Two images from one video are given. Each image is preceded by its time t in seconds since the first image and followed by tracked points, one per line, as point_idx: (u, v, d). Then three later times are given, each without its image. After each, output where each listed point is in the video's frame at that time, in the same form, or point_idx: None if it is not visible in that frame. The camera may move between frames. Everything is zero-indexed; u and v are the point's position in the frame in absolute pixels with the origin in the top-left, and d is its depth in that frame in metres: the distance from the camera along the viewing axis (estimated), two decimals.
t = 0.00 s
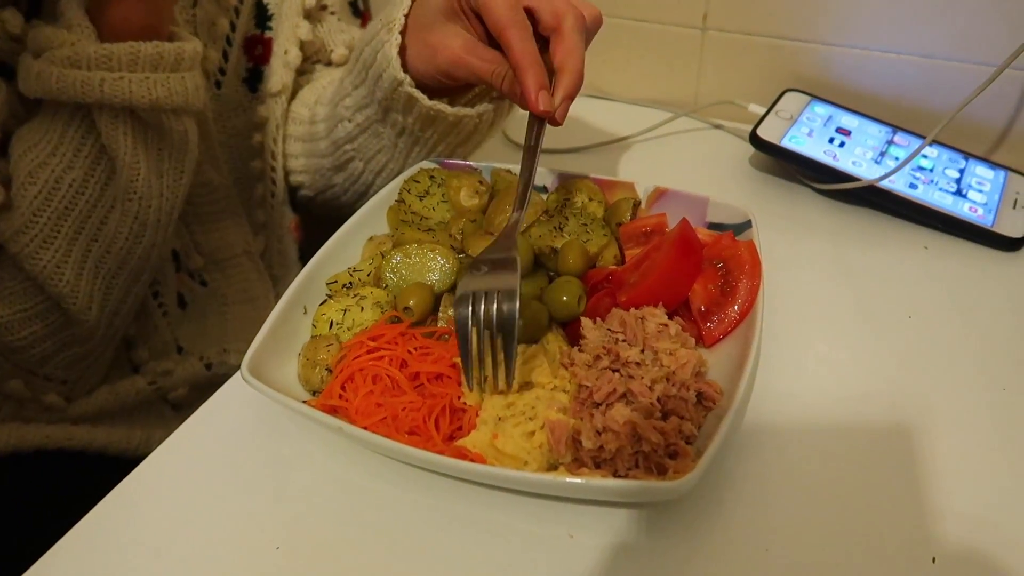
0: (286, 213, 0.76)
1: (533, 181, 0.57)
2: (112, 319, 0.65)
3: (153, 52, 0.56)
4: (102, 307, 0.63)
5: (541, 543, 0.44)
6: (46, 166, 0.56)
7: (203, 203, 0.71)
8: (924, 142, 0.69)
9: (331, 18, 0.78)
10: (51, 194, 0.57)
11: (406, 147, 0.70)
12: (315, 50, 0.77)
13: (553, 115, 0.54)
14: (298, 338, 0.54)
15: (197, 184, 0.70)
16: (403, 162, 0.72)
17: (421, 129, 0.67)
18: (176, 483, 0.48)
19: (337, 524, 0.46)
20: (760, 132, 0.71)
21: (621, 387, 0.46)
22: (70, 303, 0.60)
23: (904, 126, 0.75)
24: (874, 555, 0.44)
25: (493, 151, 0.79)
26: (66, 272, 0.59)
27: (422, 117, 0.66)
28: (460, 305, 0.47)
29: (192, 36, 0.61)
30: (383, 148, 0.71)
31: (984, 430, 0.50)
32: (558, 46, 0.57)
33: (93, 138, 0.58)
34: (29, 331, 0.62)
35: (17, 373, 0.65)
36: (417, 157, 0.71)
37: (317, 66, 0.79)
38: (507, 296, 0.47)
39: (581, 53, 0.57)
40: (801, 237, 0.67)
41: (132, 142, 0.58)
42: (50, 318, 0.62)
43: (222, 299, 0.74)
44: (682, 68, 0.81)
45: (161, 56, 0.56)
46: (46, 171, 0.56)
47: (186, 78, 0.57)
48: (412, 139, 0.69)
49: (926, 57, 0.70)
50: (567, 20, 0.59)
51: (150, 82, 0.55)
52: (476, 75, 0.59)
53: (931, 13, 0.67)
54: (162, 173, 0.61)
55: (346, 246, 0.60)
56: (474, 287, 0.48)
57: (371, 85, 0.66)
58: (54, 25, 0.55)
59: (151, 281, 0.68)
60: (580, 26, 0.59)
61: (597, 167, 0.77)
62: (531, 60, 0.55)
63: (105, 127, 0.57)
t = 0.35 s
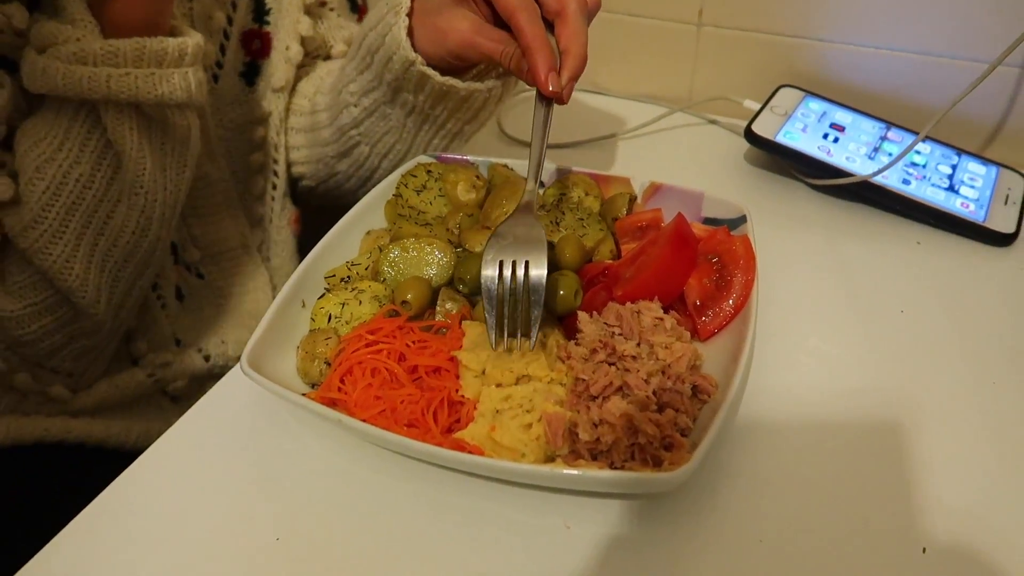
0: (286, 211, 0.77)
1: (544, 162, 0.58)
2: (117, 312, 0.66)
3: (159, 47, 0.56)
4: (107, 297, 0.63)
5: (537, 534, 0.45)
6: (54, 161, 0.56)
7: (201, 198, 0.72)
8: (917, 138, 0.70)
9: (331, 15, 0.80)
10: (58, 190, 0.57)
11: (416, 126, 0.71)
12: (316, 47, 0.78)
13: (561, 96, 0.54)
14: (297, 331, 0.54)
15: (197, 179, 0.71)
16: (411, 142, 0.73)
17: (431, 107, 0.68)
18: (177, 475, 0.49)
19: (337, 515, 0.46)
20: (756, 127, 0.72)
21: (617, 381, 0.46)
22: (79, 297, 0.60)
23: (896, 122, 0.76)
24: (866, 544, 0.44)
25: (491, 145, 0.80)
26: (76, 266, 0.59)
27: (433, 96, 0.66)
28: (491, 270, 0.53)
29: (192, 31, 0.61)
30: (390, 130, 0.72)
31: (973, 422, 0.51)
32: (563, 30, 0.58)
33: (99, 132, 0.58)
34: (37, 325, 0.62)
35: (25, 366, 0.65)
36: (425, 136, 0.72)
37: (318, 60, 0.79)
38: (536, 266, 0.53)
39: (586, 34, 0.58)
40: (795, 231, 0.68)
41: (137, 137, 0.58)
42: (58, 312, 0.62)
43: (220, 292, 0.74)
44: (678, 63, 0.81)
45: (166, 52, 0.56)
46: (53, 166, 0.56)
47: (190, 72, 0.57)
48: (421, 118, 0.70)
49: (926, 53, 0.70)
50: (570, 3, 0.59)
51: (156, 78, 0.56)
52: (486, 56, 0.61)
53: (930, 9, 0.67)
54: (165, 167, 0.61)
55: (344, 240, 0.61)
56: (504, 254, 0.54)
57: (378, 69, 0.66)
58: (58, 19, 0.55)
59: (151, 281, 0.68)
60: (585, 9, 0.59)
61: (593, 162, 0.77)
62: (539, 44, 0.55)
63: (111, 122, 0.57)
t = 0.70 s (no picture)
0: (284, 217, 0.76)
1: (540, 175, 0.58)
2: (119, 313, 0.65)
3: (165, 52, 0.55)
4: (111, 304, 0.63)
5: (540, 548, 0.45)
6: (58, 164, 0.56)
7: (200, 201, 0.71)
8: (919, 151, 0.70)
9: (334, 23, 0.79)
10: (62, 194, 0.56)
11: (415, 138, 0.70)
12: (319, 53, 0.77)
13: (560, 111, 0.54)
14: (301, 341, 0.54)
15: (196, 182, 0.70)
16: (410, 153, 0.72)
17: (431, 121, 0.68)
18: (180, 484, 0.48)
19: (340, 527, 0.46)
20: (758, 137, 0.72)
21: (623, 394, 0.46)
22: (82, 300, 0.60)
23: (899, 133, 0.76)
24: (870, 561, 0.44)
25: (492, 151, 0.80)
26: (78, 270, 0.59)
27: (433, 109, 0.66)
28: (488, 286, 0.53)
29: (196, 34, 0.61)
30: (389, 141, 0.72)
31: (974, 437, 0.51)
32: (562, 45, 0.58)
33: (103, 136, 0.57)
34: (40, 327, 0.62)
35: (27, 368, 0.64)
36: (424, 149, 0.72)
37: (319, 67, 0.79)
38: (530, 283, 0.53)
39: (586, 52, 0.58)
40: (796, 243, 0.68)
41: (142, 141, 0.58)
42: (60, 314, 0.62)
43: (217, 295, 0.74)
44: (680, 72, 0.81)
45: (173, 57, 0.56)
46: (57, 169, 0.56)
47: (196, 78, 0.57)
48: (421, 130, 0.70)
49: (919, 65, 0.71)
50: (571, 21, 0.59)
51: (162, 83, 0.55)
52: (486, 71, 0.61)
53: (926, 22, 0.68)
54: (169, 170, 0.61)
55: (348, 248, 0.61)
56: (499, 270, 0.54)
57: (380, 80, 0.66)
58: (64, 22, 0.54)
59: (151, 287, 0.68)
60: (586, 27, 0.59)
61: (594, 170, 0.77)
62: (539, 56, 0.55)
63: (117, 126, 0.56)
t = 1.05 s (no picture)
0: (277, 208, 0.75)
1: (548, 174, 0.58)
2: (115, 310, 0.64)
3: (178, 53, 0.55)
4: (110, 297, 0.62)
5: (530, 551, 0.45)
6: (65, 159, 0.55)
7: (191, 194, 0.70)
8: (916, 153, 0.70)
9: (331, 16, 0.78)
10: (68, 189, 0.55)
11: (414, 137, 0.69)
12: (314, 46, 0.76)
13: (567, 109, 0.54)
14: (290, 337, 0.53)
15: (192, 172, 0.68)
16: (407, 152, 0.71)
17: (432, 120, 0.67)
18: (167, 482, 0.48)
19: (327, 526, 0.46)
20: (756, 137, 0.71)
21: (616, 396, 0.46)
22: (82, 294, 0.59)
23: (899, 135, 0.75)
24: (862, 567, 0.44)
25: (487, 147, 0.79)
26: (81, 264, 0.58)
27: (434, 108, 0.65)
28: (504, 281, 0.53)
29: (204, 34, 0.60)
30: (387, 138, 0.70)
31: (968, 443, 0.51)
32: (569, 44, 0.57)
33: (113, 134, 0.56)
34: (37, 318, 0.61)
35: (20, 360, 0.64)
36: (423, 148, 0.70)
37: (315, 61, 0.77)
38: (546, 279, 0.52)
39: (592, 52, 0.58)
40: (791, 244, 0.68)
41: (152, 140, 0.57)
42: (57, 307, 0.61)
43: (205, 287, 0.72)
44: (679, 70, 0.81)
45: (185, 57, 0.55)
46: (64, 164, 0.55)
47: (208, 79, 0.57)
48: (420, 129, 0.68)
49: (920, 68, 0.70)
50: (577, 20, 0.59)
51: (175, 84, 0.55)
52: (490, 69, 0.60)
53: (927, 24, 0.67)
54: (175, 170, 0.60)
55: (339, 242, 0.60)
56: (513, 267, 0.54)
57: (380, 77, 0.65)
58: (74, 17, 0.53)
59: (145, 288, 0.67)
60: (592, 27, 0.59)
61: (590, 167, 0.77)
62: (548, 54, 0.55)
63: (127, 125, 0.56)
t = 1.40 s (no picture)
0: (271, 190, 0.75)
1: (541, 154, 0.58)
2: (102, 299, 0.64)
3: (165, 41, 0.54)
4: (94, 289, 0.62)
5: (527, 536, 0.45)
6: (51, 147, 0.54)
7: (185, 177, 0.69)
8: (914, 141, 0.70)
9: None
10: (53, 178, 0.55)
11: (411, 115, 0.69)
12: (312, 26, 0.76)
13: (560, 89, 0.54)
14: (288, 321, 0.53)
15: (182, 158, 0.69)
16: (405, 130, 0.71)
17: (428, 97, 0.67)
18: (163, 466, 0.48)
19: (323, 510, 0.46)
20: (754, 123, 0.71)
21: (614, 382, 0.46)
22: (65, 284, 0.59)
23: (898, 124, 0.75)
24: (852, 553, 0.45)
25: (485, 130, 0.78)
26: (64, 255, 0.58)
27: (429, 86, 0.65)
28: (495, 263, 0.52)
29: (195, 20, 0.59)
30: (384, 117, 0.70)
31: (960, 431, 0.52)
32: (564, 22, 0.57)
33: (99, 123, 0.56)
34: (21, 309, 0.61)
35: (5, 349, 0.65)
36: (420, 126, 0.70)
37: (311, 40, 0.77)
38: (536, 260, 0.52)
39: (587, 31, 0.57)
40: (789, 231, 0.68)
41: (138, 130, 0.56)
42: (41, 297, 0.61)
43: (199, 270, 0.72)
44: (678, 55, 0.81)
45: (173, 46, 0.54)
46: (49, 153, 0.54)
47: (196, 68, 0.56)
48: (417, 106, 0.68)
49: (924, 55, 0.70)
50: None
51: (162, 73, 0.54)
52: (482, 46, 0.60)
53: (929, 11, 0.67)
54: (162, 160, 0.60)
55: (337, 226, 0.60)
56: (502, 247, 0.53)
57: (375, 56, 0.64)
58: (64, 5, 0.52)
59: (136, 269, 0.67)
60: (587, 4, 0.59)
61: (587, 152, 0.77)
62: (542, 33, 0.55)
63: (113, 113, 0.55)
